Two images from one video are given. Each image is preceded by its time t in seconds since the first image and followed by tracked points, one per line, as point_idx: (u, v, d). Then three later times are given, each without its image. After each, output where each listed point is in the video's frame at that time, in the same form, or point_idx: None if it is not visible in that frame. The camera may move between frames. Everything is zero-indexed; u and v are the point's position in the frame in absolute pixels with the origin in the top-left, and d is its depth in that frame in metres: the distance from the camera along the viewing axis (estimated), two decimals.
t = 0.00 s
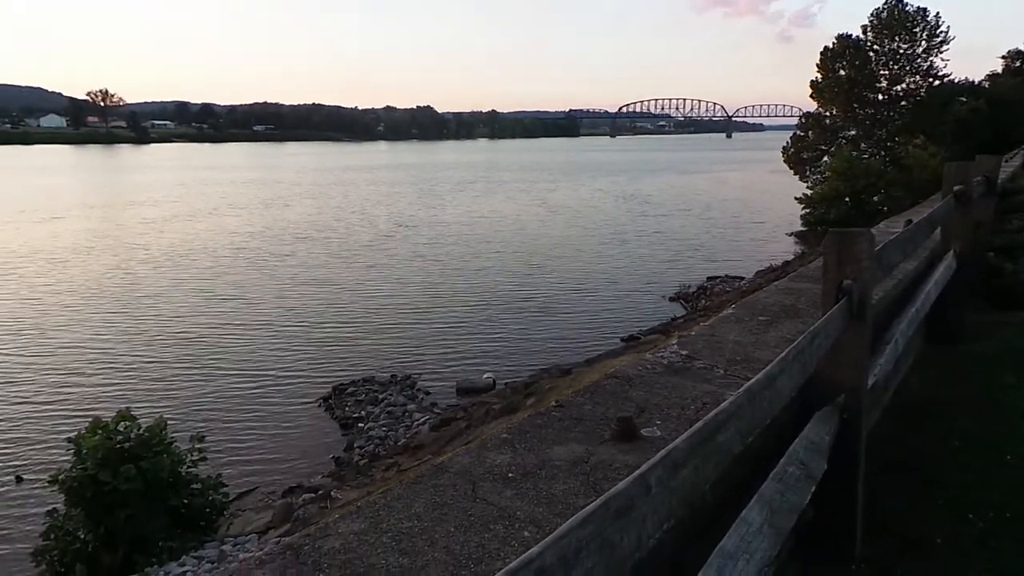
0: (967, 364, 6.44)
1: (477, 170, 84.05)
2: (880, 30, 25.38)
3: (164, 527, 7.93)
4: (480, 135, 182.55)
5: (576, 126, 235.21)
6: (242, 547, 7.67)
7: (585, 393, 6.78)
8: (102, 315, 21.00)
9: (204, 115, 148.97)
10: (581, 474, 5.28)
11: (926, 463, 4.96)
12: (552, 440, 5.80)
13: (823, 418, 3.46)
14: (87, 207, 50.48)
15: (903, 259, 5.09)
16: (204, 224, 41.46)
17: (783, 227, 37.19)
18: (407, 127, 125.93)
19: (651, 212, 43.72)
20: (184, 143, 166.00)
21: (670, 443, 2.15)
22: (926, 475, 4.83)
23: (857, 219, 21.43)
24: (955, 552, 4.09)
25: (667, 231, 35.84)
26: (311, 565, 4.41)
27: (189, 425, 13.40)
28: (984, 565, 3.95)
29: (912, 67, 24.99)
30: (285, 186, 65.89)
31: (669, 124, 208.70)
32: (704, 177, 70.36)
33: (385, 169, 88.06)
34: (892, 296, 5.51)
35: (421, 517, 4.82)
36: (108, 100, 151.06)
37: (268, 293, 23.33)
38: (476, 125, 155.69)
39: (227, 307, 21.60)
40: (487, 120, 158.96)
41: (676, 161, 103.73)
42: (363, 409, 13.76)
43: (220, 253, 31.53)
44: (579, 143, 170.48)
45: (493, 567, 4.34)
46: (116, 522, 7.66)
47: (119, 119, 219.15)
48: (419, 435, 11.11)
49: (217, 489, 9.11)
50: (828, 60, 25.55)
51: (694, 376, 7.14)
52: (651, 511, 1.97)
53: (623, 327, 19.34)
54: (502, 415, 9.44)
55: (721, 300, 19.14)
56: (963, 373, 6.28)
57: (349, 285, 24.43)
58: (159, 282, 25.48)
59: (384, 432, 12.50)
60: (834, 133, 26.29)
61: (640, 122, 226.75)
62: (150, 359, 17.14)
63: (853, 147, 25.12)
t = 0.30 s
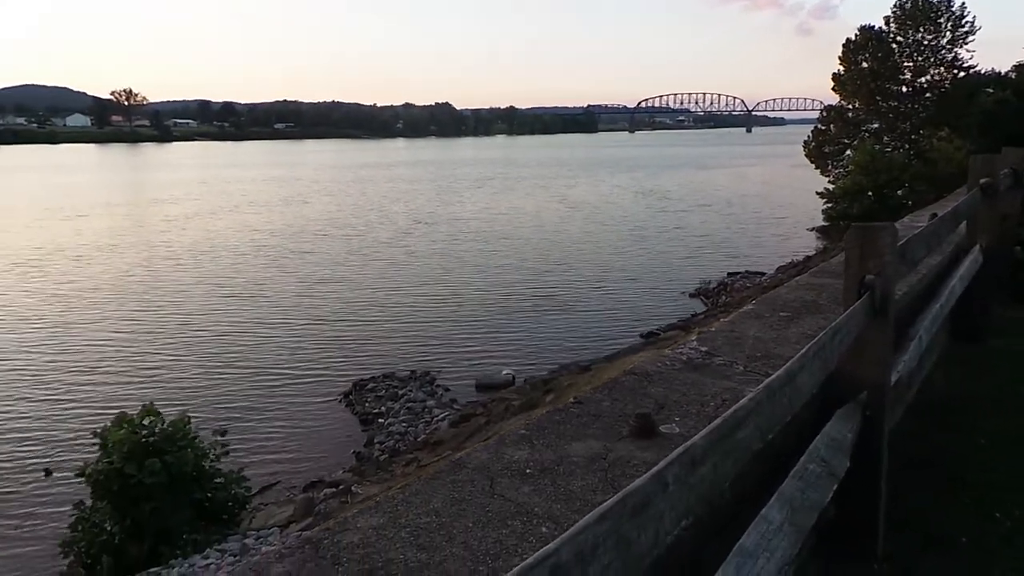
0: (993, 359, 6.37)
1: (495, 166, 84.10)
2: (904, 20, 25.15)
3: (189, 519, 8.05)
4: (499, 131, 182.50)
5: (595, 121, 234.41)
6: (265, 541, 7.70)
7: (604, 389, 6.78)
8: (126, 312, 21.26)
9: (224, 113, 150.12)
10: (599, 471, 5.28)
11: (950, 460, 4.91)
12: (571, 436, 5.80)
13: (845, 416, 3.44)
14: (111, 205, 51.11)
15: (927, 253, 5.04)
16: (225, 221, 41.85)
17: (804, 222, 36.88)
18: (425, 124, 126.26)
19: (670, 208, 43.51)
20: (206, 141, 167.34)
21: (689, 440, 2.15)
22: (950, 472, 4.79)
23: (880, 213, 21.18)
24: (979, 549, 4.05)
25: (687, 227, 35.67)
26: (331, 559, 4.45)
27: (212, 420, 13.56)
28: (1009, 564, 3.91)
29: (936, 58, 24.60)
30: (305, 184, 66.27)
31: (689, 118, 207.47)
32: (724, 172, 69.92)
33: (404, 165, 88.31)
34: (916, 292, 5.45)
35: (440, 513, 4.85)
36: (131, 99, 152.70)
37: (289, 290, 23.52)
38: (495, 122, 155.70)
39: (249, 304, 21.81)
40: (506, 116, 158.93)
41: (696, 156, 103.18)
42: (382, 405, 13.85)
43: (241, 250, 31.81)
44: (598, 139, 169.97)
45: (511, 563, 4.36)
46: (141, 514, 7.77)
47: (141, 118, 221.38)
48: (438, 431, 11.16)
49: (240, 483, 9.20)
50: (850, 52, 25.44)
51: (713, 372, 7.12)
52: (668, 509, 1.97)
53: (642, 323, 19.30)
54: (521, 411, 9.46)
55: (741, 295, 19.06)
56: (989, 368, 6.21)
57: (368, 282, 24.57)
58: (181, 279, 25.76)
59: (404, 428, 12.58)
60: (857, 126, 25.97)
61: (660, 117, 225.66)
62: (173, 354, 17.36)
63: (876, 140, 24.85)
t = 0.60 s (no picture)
0: None
1: (516, 167, 84.10)
2: (931, 14, 24.63)
3: (215, 518, 8.13)
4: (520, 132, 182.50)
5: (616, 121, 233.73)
6: (288, 540, 7.78)
7: (624, 389, 6.76)
8: (152, 314, 21.55)
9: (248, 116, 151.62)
10: (619, 472, 5.27)
11: (979, 461, 4.85)
12: (591, 437, 5.80)
13: (869, 416, 3.41)
14: (137, 208, 51.79)
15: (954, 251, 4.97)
16: (249, 224, 42.22)
17: (828, 221, 36.50)
18: (447, 125, 126.57)
19: (693, 207, 43.24)
20: (230, 145, 169.12)
21: (707, 441, 2.15)
22: (979, 474, 4.73)
23: (906, 211, 20.80)
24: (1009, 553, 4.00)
25: (709, 227, 35.43)
26: (351, 558, 4.49)
27: (236, 420, 13.72)
28: None
29: (964, 53, 24.25)
30: (328, 186, 66.73)
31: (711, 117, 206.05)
32: (746, 171, 69.37)
33: (425, 167, 88.62)
34: (943, 291, 5.38)
35: (459, 513, 4.88)
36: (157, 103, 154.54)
37: (312, 292, 23.70)
38: (516, 123, 155.81)
39: (273, 306, 22.02)
40: (527, 115, 158.84)
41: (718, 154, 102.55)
42: (404, 405, 13.92)
43: (264, 252, 32.11)
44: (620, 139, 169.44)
45: (530, 563, 4.38)
46: (168, 513, 7.91)
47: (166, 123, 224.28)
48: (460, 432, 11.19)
49: (264, 483, 9.29)
50: (876, 48, 25.17)
51: (735, 373, 7.08)
52: (687, 510, 1.98)
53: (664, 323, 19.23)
54: (542, 412, 9.48)
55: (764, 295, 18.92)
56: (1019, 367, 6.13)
57: (390, 283, 24.70)
58: (206, 281, 26.06)
59: (426, 428, 12.64)
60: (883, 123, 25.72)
61: (681, 117, 224.48)
62: (198, 355, 17.58)
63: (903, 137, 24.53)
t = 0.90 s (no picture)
0: None
1: (539, 167, 83.92)
2: (963, 9, 24.21)
3: (240, 515, 8.23)
4: (543, 132, 182.31)
5: (639, 121, 232.83)
6: (312, 537, 7.87)
7: (647, 390, 6.74)
8: (180, 314, 21.84)
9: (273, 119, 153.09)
10: (641, 472, 5.25)
11: (1011, 466, 4.77)
12: (612, 438, 5.79)
13: (896, 420, 3.36)
14: (166, 210, 52.51)
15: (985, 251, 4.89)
16: (275, 225, 42.62)
17: (856, 221, 36.05)
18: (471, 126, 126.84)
19: (718, 207, 42.92)
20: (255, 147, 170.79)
21: (731, 441, 2.13)
22: (1011, 479, 4.65)
23: (937, 210, 20.61)
24: None
25: (734, 226, 35.13)
26: (374, 557, 4.54)
27: (262, 419, 13.87)
28: None
29: (997, 48, 23.65)
30: (352, 187, 67.10)
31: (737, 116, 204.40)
32: (772, 171, 68.70)
33: (448, 168, 88.76)
34: (974, 291, 5.30)
35: (481, 512, 4.91)
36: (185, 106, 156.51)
37: (337, 293, 23.88)
38: (538, 124, 155.53)
39: (298, 306, 22.23)
40: (550, 116, 158.65)
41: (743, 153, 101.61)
42: (428, 405, 13.97)
43: (289, 253, 32.40)
44: (643, 139, 168.66)
45: (551, 564, 4.38)
46: (195, 510, 8.02)
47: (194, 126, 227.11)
48: (483, 432, 11.21)
49: (289, 482, 9.37)
50: (905, 44, 24.74)
51: (758, 374, 7.04)
52: (708, 512, 1.97)
53: (688, 324, 19.12)
54: (565, 413, 9.47)
55: (790, 295, 18.73)
56: None
57: (414, 284, 24.81)
58: (232, 282, 26.35)
59: (449, 428, 12.68)
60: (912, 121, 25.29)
61: (705, 117, 223.08)
62: (225, 355, 17.79)
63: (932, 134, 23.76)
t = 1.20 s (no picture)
0: None
1: (562, 170, 83.83)
2: (993, 9, 23.83)
3: (264, 515, 8.30)
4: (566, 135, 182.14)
5: (663, 124, 231.86)
6: (335, 537, 7.94)
7: (669, 394, 6.72)
8: (206, 315, 22.10)
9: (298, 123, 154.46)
10: (663, 477, 5.22)
11: None
12: (633, 442, 5.77)
13: (924, 426, 3.31)
14: (192, 213, 53.13)
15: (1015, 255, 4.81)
16: (300, 227, 42.94)
17: (883, 224, 35.60)
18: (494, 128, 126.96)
19: (742, 210, 42.61)
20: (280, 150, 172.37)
21: (753, 446, 2.13)
22: None
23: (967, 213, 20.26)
24: None
25: (758, 230, 34.84)
26: (394, 557, 4.57)
27: (286, 419, 13.99)
28: None
29: None
30: (376, 190, 67.43)
31: (762, 118, 202.56)
32: (797, 173, 68.09)
33: (471, 171, 88.94)
34: (1004, 295, 5.21)
35: (502, 514, 4.92)
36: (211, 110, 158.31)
37: (360, 295, 24.04)
38: (560, 126, 155.40)
39: (322, 308, 22.41)
40: (573, 118, 158.31)
41: (768, 156, 100.74)
42: (449, 407, 14.01)
43: (313, 255, 32.65)
44: (667, 141, 167.96)
45: (571, 567, 4.38)
46: (220, 509, 8.10)
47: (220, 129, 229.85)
48: (504, 435, 11.21)
49: (312, 482, 9.43)
50: (934, 44, 24.47)
51: (782, 379, 7.00)
52: (731, 517, 1.95)
53: (711, 328, 19.00)
54: (586, 416, 9.44)
55: (815, 300, 18.53)
56: None
57: (436, 287, 24.88)
58: (256, 283, 26.61)
59: (470, 430, 12.70)
60: (942, 122, 24.87)
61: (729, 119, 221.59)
62: (250, 357, 17.97)
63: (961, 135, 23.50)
